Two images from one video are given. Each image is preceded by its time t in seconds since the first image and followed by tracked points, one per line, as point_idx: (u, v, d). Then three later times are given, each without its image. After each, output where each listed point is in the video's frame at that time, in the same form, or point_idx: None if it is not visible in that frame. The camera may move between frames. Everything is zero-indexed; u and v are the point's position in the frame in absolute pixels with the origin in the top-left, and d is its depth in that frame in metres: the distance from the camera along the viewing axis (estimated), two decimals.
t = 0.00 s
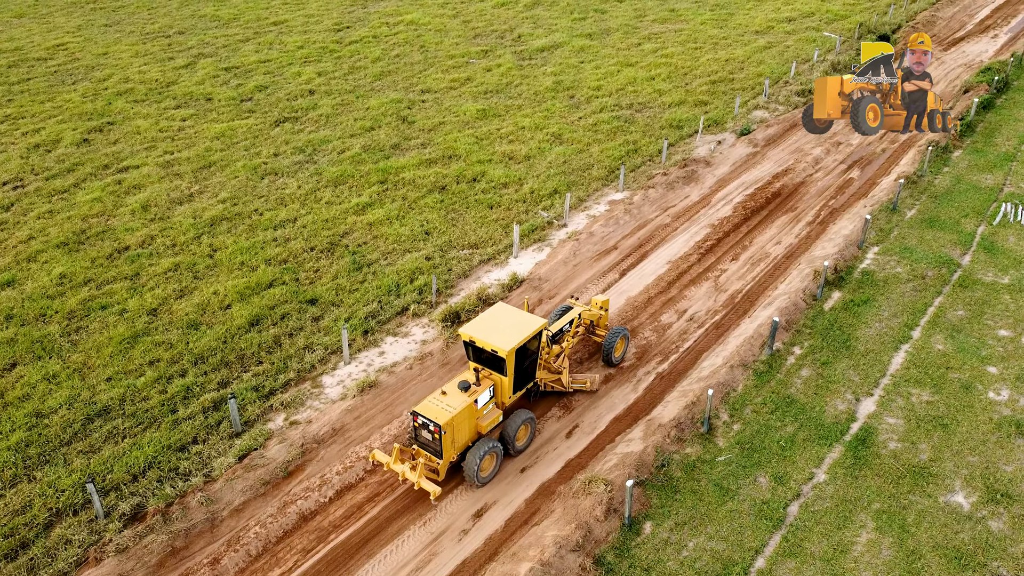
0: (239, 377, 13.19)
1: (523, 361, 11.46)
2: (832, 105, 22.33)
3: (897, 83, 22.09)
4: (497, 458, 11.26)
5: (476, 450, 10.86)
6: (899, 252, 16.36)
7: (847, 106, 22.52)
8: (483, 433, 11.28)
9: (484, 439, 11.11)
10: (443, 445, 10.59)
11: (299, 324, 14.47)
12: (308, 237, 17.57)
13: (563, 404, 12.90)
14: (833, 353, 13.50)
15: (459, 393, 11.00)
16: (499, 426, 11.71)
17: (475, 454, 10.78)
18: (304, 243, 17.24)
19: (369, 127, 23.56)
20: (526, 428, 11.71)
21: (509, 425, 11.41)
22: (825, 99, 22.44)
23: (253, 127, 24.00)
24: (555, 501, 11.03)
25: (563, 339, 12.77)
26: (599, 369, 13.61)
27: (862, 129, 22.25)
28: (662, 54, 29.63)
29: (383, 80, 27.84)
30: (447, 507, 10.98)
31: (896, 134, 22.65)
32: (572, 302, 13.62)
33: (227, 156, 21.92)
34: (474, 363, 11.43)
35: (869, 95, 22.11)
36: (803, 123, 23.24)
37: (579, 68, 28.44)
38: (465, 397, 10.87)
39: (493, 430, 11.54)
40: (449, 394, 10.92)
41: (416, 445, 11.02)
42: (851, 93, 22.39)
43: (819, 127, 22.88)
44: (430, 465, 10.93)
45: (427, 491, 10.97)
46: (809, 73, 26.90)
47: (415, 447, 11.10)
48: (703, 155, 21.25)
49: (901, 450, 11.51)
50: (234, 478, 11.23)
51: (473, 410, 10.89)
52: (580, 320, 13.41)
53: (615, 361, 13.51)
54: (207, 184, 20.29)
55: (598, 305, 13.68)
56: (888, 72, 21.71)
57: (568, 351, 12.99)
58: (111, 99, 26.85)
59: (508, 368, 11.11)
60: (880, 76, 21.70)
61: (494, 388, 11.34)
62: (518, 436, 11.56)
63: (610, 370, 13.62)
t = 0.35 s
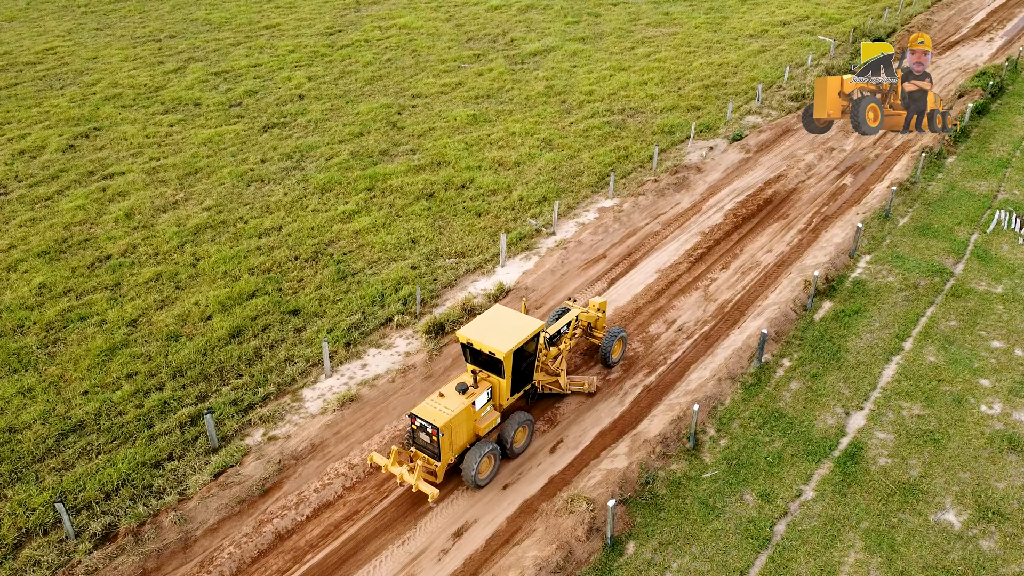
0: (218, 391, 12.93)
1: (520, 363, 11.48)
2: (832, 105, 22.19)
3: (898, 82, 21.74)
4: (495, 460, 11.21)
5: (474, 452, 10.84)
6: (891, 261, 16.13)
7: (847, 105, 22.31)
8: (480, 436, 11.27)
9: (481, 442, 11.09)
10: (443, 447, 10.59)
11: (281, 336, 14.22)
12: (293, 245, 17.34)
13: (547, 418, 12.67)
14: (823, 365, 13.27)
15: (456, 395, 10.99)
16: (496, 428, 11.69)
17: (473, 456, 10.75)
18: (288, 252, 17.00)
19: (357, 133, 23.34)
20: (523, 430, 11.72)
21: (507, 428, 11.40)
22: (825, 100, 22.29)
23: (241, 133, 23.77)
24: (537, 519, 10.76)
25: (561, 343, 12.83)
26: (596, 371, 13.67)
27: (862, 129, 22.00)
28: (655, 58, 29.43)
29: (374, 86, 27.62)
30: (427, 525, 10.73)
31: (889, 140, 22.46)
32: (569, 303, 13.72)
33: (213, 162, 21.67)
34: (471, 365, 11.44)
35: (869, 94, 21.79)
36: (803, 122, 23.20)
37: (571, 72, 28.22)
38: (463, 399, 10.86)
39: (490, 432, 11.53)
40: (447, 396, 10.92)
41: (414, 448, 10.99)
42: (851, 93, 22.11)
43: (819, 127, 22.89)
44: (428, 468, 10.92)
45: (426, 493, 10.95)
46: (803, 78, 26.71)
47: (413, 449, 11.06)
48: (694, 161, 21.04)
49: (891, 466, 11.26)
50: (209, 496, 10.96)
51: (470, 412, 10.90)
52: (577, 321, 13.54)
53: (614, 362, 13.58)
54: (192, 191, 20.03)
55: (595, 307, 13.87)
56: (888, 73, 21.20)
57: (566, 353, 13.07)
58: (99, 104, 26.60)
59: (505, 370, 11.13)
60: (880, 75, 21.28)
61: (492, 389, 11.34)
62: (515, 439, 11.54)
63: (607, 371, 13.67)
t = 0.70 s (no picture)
0: (195, 407, 12.66)
1: (519, 366, 11.51)
2: (832, 106, 22.50)
3: (898, 82, 22.09)
4: (494, 464, 11.20)
5: (474, 454, 10.85)
6: (883, 271, 15.89)
7: (847, 105, 22.69)
8: (479, 439, 11.26)
9: (480, 445, 11.09)
10: (442, 450, 10.60)
11: (260, 349, 13.95)
12: (277, 255, 17.08)
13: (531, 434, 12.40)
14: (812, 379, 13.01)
15: (456, 398, 11.03)
16: (495, 431, 11.70)
17: (472, 459, 10.76)
18: (271, 262, 16.75)
19: (346, 139, 23.11)
20: (522, 433, 11.72)
21: (506, 431, 11.40)
22: (825, 100, 22.57)
23: (228, 139, 23.53)
24: (517, 540, 10.49)
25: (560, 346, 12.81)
26: (596, 373, 13.68)
27: (862, 129, 22.34)
28: (648, 63, 29.22)
29: (364, 91, 27.40)
30: (405, 546, 10.45)
31: (882, 147, 22.25)
32: (568, 306, 13.70)
33: (199, 170, 21.43)
34: (470, 368, 11.49)
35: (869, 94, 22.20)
36: (803, 122, 23.47)
37: (563, 77, 28.00)
38: (462, 402, 10.91)
39: (489, 435, 11.54)
40: (447, 399, 10.96)
41: (413, 451, 10.99)
42: (852, 93, 22.51)
43: (819, 127, 23.14)
44: (427, 471, 10.89)
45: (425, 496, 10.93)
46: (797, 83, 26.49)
47: (412, 452, 11.04)
48: (685, 168, 20.80)
49: (881, 485, 11.00)
50: (182, 517, 10.68)
51: (470, 415, 10.95)
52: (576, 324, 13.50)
53: (613, 364, 13.61)
54: (176, 199, 19.78)
55: (593, 309, 13.91)
56: (888, 73, 21.56)
57: (565, 355, 13.06)
58: (86, 110, 26.35)
59: (504, 373, 11.18)
60: (880, 75, 21.65)
61: (490, 393, 11.40)
62: (514, 441, 11.56)
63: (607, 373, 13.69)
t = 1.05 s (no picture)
0: (174, 421, 12.40)
1: (518, 367, 11.56)
2: (832, 106, 22.61)
3: (897, 82, 22.22)
4: (493, 464, 11.21)
5: (474, 455, 10.86)
6: (876, 279, 15.67)
7: (847, 105, 22.79)
8: (478, 440, 11.25)
9: (480, 446, 11.08)
10: (441, 452, 10.56)
11: (242, 361, 13.69)
12: (262, 262, 16.84)
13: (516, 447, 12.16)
14: (803, 392, 12.76)
15: (455, 399, 11.01)
16: (494, 432, 11.71)
17: (472, 460, 10.76)
18: (255, 270, 16.51)
19: (335, 143, 22.89)
20: (521, 434, 11.74)
21: (505, 431, 11.43)
22: (825, 100, 22.67)
23: (217, 144, 23.30)
24: (499, 559, 10.24)
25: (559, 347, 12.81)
26: (595, 375, 13.65)
27: (862, 129, 22.47)
28: (642, 66, 29.01)
29: (355, 95, 27.18)
30: (384, 566, 10.20)
31: (877, 151, 22.03)
32: (567, 308, 13.75)
33: (186, 175, 21.19)
34: (469, 370, 11.52)
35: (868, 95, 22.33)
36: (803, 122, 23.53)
37: (555, 80, 27.78)
38: (461, 403, 10.88)
39: (488, 436, 11.56)
40: (446, 400, 10.94)
41: (412, 452, 10.97)
42: (852, 93, 22.64)
43: (819, 127, 23.22)
44: (426, 472, 10.85)
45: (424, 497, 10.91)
46: (791, 86, 26.27)
47: (412, 454, 11.05)
48: (677, 173, 20.59)
49: (871, 501, 10.76)
50: (155, 536, 10.42)
51: (470, 416, 10.94)
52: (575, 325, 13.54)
53: (612, 365, 13.60)
54: (162, 206, 19.53)
55: (592, 310, 13.86)
56: (888, 72, 21.73)
57: (564, 356, 13.02)
58: (74, 114, 26.12)
59: (503, 374, 11.24)
60: (880, 75, 21.75)
61: (490, 394, 11.44)
62: (514, 442, 11.59)
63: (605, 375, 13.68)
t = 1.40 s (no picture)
0: (150, 436, 12.13)
1: (516, 369, 11.56)
2: (832, 107, 22.71)
3: (897, 82, 22.29)
4: (492, 466, 11.21)
5: (474, 457, 10.86)
6: (868, 289, 15.42)
7: (847, 105, 22.89)
8: (478, 441, 11.24)
9: (480, 447, 11.09)
10: (440, 453, 10.54)
11: (221, 373, 13.42)
12: (245, 271, 16.58)
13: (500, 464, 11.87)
14: (792, 406, 12.50)
15: (454, 401, 10.99)
16: (494, 433, 11.71)
17: (472, 461, 10.76)
18: (238, 279, 16.25)
19: (324, 149, 22.66)
20: (520, 436, 11.76)
21: (505, 432, 11.44)
22: (825, 101, 22.78)
23: (204, 149, 23.05)
24: None
25: (557, 349, 12.87)
26: (592, 376, 13.70)
27: (862, 130, 22.54)
28: (636, 69, 28.78)
29: (345, 99, 26.96)
30: None
31: (872, 156, 21.79)
32: (565, 309, 13.81)
33: (172, 181, 20.93)
34: (468, 371, 11.50)
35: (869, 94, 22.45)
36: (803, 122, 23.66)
37: (548, 84, 27.55)
38: (460, 404, 10.88)
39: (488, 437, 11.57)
40: (445, 402, 10.91)
41: (412, 454, 10.97)
42: (851, 93, 22.70)
43: (819, 127, 23.29)
44: (426, 474, 10.86)
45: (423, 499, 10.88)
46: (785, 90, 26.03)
47: (412, 455, 11.07)
48: (669, 180, 20.36)
49: (860, 520, 10.50)
50: (126, 558, 10.15)
51: (469, 417, 10.93)
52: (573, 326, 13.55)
53: (609, 367, 13.65)
54: (146, 212, 19.27)
55: (591, 311, 13.94)
56: (888, 72, 21.82)
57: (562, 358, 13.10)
58: (62, 118, 25.87)
59: (502, 375, 11.22)
60: (880, 75, 21.84)
61: (489, 395, 11.40)
62: (513, 443, 11.61)
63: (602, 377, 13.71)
